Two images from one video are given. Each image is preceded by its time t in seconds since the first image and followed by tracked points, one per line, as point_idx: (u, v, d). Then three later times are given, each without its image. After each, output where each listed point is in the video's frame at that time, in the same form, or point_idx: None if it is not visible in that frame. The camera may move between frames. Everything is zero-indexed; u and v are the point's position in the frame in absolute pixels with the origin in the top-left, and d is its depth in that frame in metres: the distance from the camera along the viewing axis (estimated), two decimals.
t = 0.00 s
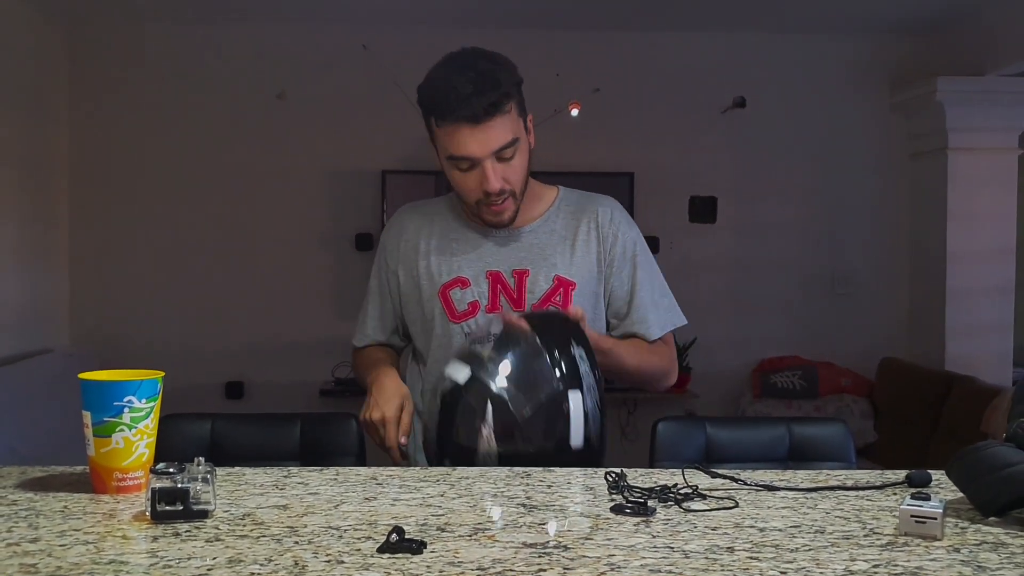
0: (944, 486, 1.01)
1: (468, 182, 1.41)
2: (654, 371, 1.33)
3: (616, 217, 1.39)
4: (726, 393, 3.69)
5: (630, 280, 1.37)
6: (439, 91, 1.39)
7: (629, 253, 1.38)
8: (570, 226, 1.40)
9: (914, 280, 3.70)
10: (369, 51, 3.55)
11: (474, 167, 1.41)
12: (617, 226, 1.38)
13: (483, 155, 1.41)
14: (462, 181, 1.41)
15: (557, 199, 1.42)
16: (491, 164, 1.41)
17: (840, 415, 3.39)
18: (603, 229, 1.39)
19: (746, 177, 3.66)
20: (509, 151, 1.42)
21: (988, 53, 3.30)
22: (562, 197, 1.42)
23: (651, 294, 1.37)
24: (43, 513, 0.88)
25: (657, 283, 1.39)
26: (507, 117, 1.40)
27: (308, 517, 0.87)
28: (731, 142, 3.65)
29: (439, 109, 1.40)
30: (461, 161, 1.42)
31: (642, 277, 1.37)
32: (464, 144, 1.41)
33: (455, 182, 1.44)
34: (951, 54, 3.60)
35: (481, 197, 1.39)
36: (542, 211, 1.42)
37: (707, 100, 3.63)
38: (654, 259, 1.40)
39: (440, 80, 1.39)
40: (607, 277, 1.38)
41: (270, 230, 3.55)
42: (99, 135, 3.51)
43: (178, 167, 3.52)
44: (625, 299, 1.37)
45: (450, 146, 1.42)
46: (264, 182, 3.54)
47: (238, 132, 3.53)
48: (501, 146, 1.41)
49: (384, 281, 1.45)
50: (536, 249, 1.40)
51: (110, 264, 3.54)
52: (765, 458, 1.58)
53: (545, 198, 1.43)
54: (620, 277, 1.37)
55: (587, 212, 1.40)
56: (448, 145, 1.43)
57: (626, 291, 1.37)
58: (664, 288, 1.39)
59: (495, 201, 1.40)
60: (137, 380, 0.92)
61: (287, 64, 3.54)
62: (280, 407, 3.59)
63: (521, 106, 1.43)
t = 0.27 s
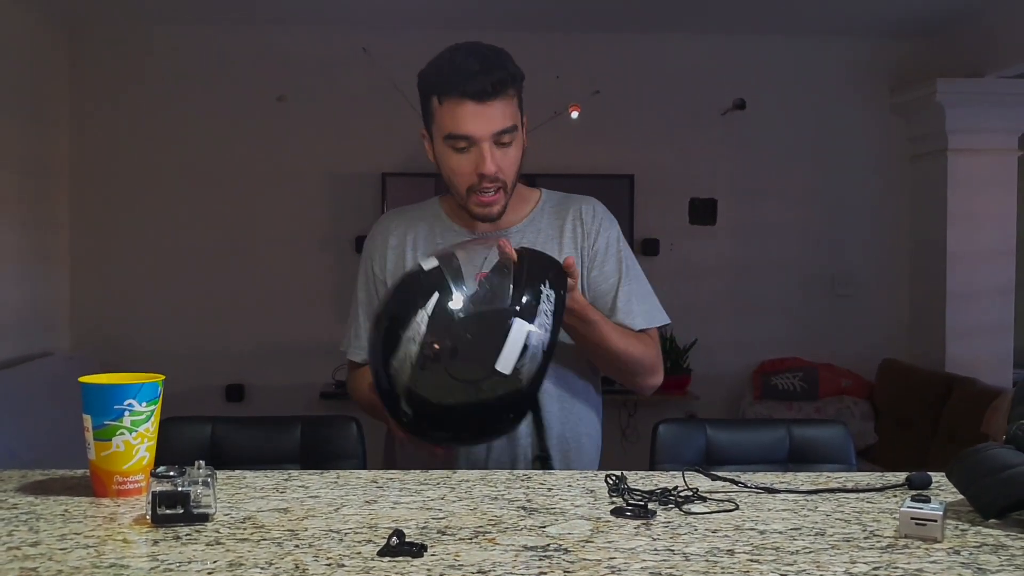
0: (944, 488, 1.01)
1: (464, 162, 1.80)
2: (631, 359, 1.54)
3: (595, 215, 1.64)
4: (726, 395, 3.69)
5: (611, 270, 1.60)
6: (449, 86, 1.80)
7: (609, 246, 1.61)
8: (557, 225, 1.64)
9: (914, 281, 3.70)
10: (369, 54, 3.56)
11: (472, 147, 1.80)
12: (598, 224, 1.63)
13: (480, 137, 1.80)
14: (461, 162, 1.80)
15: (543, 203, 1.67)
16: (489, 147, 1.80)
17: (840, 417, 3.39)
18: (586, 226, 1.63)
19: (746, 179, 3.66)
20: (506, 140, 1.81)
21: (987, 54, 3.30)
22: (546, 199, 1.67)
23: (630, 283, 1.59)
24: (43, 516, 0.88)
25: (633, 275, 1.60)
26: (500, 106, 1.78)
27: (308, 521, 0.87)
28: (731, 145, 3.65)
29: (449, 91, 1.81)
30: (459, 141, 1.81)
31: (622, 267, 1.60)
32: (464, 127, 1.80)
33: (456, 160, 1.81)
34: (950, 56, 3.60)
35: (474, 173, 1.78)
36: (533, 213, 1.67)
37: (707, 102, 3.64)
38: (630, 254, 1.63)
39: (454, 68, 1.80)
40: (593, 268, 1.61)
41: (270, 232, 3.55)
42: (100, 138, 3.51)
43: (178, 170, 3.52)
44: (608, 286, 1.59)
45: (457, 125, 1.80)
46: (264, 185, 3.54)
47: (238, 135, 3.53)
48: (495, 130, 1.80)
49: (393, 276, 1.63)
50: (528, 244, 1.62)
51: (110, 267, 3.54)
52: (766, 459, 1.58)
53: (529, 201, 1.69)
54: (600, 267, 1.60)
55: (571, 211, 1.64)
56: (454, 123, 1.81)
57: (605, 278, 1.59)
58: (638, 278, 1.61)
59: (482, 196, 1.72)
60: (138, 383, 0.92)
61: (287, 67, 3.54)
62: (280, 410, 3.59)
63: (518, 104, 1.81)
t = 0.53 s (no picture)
0: (945, 490, 1.00)
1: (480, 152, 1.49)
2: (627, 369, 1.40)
3: (600, 214, 1.58)
4: (727, 397, 3.69)
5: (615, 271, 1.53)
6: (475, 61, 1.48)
7: (613, 246, 1.55)
8: (563, 225, 1.58)
9: (915, 284, 3.70)
10: (369, 56, 3.56)
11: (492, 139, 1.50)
12: (602, 223, 1.57)
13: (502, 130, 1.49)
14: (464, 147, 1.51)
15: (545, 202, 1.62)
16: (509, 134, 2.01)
17: (841, 418, 3.39)
18: (590, 225, 1.56)
19: (746, 181, 3.66)
20: (525, 131, 2.03)
21: (988, 57, 3.30)
22: (548, 199, 1.62)
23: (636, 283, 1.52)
24: (44, 518, 0.88)
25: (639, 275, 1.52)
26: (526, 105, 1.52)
27: (309, 522, 0.87)
28: (732, 148, 3.65)
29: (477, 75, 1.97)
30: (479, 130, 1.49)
31: (625, 267, 1.53)
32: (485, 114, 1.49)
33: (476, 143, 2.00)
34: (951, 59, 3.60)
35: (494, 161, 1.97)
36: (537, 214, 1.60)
37: (707, 104, 3.64)
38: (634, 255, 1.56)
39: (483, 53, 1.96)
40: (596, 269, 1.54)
41: (271, 234, 3.55)
42: (101, 141, 3.52)
43: (179, 172, 3.53)
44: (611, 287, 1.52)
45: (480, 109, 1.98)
46: (265, 187, 3.54)
47: (239, 138, 3.53)
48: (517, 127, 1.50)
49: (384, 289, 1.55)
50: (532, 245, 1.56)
51: (112, 269, 3.54)
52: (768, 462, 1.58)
53: (533, 201, 1.65)
54: (605, 267, 1.53)
55: (574, 210, 1.59)
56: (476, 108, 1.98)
57: (610, 279, 1.52)
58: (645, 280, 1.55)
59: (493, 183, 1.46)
60: (138, 384, 0.92)
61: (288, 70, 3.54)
62: (281, 412, 3.59)
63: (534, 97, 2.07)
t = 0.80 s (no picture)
0: (945, 493, 1.00)
1: (533, 154, 1.27)
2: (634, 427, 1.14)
3: (648, 227, 1.28)
4: (727, 399, 3.69)
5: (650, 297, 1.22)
6: (529, 47, 1.25)
7: (657, 266, 1.24)
8: (601, 234, 1.30)
9: (915, 286, 3.70)
10: (369, 58, 3.57)
11: (546, 141, 1.26)
12: (650, 237, 1.27)
13: (558, 130, 1.26)
14: (512, 146, 1.28)
15: (588, 210, 1.32)
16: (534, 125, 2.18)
17: (841, 420, 3.38)
18: (631, 238, 1.28)
19: (746, 183, 3.66)
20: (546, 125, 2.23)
21: (987, 59, 3.31)
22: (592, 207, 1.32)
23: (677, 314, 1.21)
24: (42, 523, 0.88)
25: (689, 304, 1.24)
26: (589, 99, 1.26)
27: (309, 526, 0.86)
28: (732, 150, 3.65)
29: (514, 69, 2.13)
30: (530, 129, 1.26)
31: (667, 294, 1.22)
32: (539, 109, 1.25)
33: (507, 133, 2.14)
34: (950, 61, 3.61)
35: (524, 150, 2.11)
36: (575, 219, 1.31)
37: (707, 106, 3.64)
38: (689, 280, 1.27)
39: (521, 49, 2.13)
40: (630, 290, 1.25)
41: (271, 237, 3.55)
42: (101, 144, 3.52)
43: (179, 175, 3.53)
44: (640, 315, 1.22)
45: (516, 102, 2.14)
46: (265, 190, 3.54)
47: (239, 141, 3.54)
48: (577, 127, 1.26)
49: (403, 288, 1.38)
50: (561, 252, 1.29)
51: (111, 273, 3.54)
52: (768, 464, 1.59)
53: (577, 206, 1.32)
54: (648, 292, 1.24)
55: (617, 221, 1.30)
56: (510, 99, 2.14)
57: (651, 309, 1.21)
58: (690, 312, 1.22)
59: (546, 192, 1.27)
60: (137, 389, 0.92)
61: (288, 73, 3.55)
62: (281, 415, 3.58)
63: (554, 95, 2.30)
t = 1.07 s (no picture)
0: (944, 493, 1.00)
1: (582, 161, 1.07)
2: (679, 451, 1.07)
3: (708, 233, 1.15)
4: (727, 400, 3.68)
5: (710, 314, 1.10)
6: (595, 40, 1.06)
7: (716, 278, 1.12)
8: (651, 239, 1.17)
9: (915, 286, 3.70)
10: (369, 58, 3.57)
11: (602, 147, 1.06)
12: (708, 246, 1.14)
13: (619, 136, 1.04)
14: (563, 148, 1.09)
15: (642, 212, 1.19)
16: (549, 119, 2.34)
17: (841, 421, 3.38)
18: (689, 244, 1.15)
19: (746, 184, 3.66)
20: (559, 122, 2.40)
21: (987, 59, 3.31)
22: (649, 207, 1.19)
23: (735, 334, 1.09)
24: (40, 523, 0.88)
25: (749, 328, 1.11)
26: (659, 106, 1.05)
27: (307, 526, 0.86)
28: (731, 151, 3.65)
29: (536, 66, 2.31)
30: (585, 133, 1.06)
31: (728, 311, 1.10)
32: (597, 112, 1.04)
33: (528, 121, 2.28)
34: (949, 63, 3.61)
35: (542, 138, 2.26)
36: (625, 220, 1.18)
37: (707, 107, 3.64)
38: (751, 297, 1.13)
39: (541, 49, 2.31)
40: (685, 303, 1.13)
41: (271, 238, 3.55)
42: (100, 145, 3.52)
43: (178, 176, 3.53)
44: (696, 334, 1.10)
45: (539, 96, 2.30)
46: (264, 191, 3.54)
47: (239, 142, 3.54)
48: (641, 134, 1.04)
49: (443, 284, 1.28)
50: (606, 258, 1.17)
51: (111, 273, 3.54)
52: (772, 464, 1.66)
53: (634, 207, 1.20)
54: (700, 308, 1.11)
55: (674, 225, 1.17)
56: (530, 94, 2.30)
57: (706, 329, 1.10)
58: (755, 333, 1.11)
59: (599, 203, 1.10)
60: (135, 389, 0.92)
61: (288, 74, 3.55)
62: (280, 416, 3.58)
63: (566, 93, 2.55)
